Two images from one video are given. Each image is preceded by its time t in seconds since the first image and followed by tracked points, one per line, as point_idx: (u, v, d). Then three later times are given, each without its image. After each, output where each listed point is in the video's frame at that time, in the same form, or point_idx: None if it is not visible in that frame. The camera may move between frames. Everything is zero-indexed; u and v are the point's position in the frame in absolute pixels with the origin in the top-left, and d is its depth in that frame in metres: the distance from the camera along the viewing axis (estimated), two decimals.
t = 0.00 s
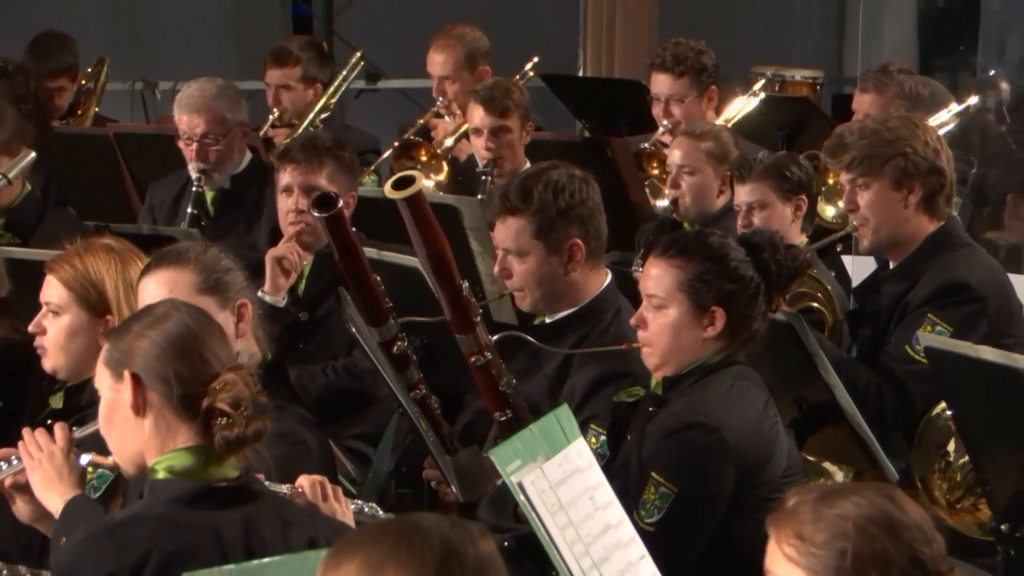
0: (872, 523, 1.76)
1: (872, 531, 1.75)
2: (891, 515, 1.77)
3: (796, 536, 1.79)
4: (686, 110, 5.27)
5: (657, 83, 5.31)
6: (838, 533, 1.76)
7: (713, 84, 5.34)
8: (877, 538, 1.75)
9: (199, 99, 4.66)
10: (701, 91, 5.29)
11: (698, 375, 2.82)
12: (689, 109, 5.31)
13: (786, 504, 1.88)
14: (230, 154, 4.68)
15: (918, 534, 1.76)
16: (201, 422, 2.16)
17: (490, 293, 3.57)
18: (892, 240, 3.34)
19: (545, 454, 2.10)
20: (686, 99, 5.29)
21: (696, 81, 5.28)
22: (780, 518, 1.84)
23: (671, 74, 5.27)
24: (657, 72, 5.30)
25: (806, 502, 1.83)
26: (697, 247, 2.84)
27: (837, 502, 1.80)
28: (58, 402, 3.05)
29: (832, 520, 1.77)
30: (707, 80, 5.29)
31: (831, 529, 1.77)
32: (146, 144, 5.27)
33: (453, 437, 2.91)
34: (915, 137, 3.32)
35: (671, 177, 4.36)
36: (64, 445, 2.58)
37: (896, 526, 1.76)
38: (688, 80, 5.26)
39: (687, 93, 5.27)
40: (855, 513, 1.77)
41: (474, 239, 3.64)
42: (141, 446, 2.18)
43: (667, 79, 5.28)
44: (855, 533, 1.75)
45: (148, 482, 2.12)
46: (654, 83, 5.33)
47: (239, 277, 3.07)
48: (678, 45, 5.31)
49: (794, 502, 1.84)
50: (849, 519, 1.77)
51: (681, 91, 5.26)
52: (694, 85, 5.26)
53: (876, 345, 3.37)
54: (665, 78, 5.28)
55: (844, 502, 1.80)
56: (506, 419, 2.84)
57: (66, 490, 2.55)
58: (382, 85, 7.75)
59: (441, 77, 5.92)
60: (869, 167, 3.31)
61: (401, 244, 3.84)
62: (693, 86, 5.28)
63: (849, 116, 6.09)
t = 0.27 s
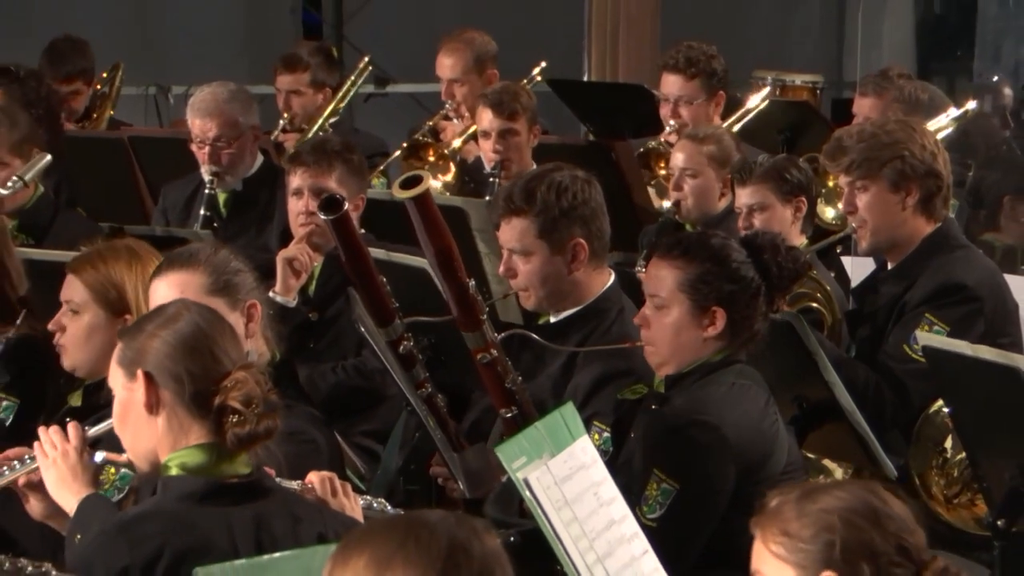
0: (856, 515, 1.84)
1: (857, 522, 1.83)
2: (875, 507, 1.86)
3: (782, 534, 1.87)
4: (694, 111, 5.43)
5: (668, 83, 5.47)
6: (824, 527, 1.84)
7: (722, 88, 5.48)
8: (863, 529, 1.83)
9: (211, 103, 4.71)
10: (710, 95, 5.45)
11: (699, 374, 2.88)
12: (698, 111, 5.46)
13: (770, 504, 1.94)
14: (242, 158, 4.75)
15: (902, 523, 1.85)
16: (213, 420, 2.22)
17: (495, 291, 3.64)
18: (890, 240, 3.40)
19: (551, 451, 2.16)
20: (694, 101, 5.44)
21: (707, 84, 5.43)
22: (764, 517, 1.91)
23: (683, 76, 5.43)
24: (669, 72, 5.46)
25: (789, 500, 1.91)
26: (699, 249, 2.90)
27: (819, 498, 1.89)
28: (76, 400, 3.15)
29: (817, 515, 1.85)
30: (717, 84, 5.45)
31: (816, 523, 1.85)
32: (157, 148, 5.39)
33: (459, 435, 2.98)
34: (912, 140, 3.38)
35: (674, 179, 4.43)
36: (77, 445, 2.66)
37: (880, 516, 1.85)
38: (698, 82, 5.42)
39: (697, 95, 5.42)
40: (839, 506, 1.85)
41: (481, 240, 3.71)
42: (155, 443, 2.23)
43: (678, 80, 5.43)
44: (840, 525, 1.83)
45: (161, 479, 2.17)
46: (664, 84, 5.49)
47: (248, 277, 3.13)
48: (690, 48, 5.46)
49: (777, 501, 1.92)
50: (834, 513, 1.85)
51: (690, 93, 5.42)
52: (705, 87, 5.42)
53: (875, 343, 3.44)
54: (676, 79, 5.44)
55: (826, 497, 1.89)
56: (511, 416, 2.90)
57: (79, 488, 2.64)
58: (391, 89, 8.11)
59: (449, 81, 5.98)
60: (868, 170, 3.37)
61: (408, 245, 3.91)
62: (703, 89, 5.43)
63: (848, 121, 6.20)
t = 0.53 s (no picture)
0: (850, 508, 2.00)
1: (851, 515, 1.99)
2: (867, 502, 2.02)
3: (776, 530, 2.02)
4: (699, 116, 5.48)
5: (674, 88, 5.51)
6: (817, 521, 1.99)
7: (728, 94, 5.54)
8: (856, 522, 2.00)
9: (223, 106, 4.81)
10: (716, 101, 5.51)
11: (702, 372, 2.95)
12: (703, 116, 5.51)
13: (764, 504, 2.09)
14: (253, 160, 4.84)
15: (892, 517, 2.02)
16: (222, 417, 2.27)
17: (500, 288, 3.71)
18: (887, 242, 3.46)
19: (556, 448, 2.23)
20: (701, 106, 5.50)
21: (713, 90, 5.49)
22: (759, 517, 2.06)
23: (689, 81, 5.48)
24: (675, 77, 5.50)
25: (783, 499, 2.05)
26: (701, 250, 2.96)
27: (813, 495, 2.03)
28: (91, 401, 3.21)
29: (811, 509, 2.00)
30: (722, 90, 5.51)
31: (810, 518, 2.00)
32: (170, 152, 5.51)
33: (465, 431, 3.04)
34: (911, 144, 3.44)
35: (676, 182, 4.50)
36: (91, 447, 2.73)
37: (873, 510, 2.01)
38: (705, 88, 5.47)
39: (703, 101, 5.48)
40: (832, 500, 2.01)
41: (487, 241, 3.78)
42: (166, 442, 2.28)
43: (685, 85, 5.48)
44: (834, 518, 1.99)
45: (173, 476, 2.22)
46: (671, 89, 5.53)
47: (256, 278, 3.19)
48: (698, 54, 5.51)
49: (770, 502, 2.07)
50: (828, 508, 2.00)
51: (697, 98, 5.47)
52: (711, 93, 5.48)
53: (873, 342, 3.51)
54: (683, 85, 5.48)
55: (821, 493, 2.04)
56: (519, 417, 2.97)
57: (94, 491, 2.71)
58: (398, 93, 8.42)
59: (456, 86, 6.05)
60: (866, 172, 3.43)
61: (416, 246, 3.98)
62: (709, 95, 5.48)
63: (847, 125, 6.28)
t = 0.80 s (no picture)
0: (854, 503, 2.12)
1: (856, 510, 2.11)
2: (872, 497, 2.14)
3: (784, 522, 2.14)
4: (701, 120, 5.55)
5: (676, 94, 5.58)
6: (823, 514, 2.11)
7: (729, 99, 5.61)
8: (861, 516, 2.11)
9: (235, 110, 4.92)
10: (717, 107, 5.57)
11: (703, 370, 3.03)
12: (705, 120, 5.58)
13: (771, 498, 2.22)
14: (265, 162, 4.96)
15: (898, 514, 2.13)
16: (234, 415, 2.34)
17: (505, 289, 3.79)
18: (884, 244, 3.55)
19: (560, 445, 2.30)
20: (703, 112, 5.56)
21: (714, 95, 5.55)
22: (768, 509, 2.18)
23: (691, 87, 5.55)
24: (678, 83, 5.57)
25: (790, 492, 2.18)
26: (701, 251, 3.04)
27: (820, 490, 2.15)
28: (107, 401, 3.29)
29: (817, 503, 2.12)
30: (723, 96, 5.58)
31: (815, 512, 2.11)
32: (184, 154, 5.61)
33: (472, 428, 3.12)
34: (908, 148, 3.52)
35: (679, 184, 4.59)
36: (107, 444, 2.86)
37: (878, 505, 2.12)
38: (707, 94, 5.54)
39: (705, 107, 5.54)
40: (837, 495, 2.13)
41: (493, 242, 3.86)
42: (179, 439, 2.36)
43: (687, 91, 5.55)
44: (840, 512, 2.10)
45: (187, 472, 2.29)
46: (674, 95, 5.60)
47: (266, 279, 3.27)
48: (700, 61, 5.58)
49: (779, 494, 2.19)
50: (833, 502, 2.12)
51: (699, 103, 5.55)
52: (712, 99, 5.55)
53: (870, 342, 3.60)
54: (685, 90, 5.56)
55: (826, 488, 2.16)
56: (524, 416, 3.04)
57: (112, 486, 2.83)
58: (405, 97, 8.67)
59: (462, 93, 6.15)
60: (863, 175, 3.52)
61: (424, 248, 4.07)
62: (710, 101, 5.55)
63: (845, 129, 6.38)
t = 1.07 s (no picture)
0: (859, 493, 2.28)
1: (860, 500, 2.27)
2: (877, 490, 2.30)
3: (791, 513, 2.30)
4: (703, 124, 5.63)
5: (680, 98, 5.67)
6: (829, 504, 2.26)
7: (730, 104, 5.68)
8: (866, 506, 2.27)
9: (249, 115, 5.05)
10: (718, 111, 5.66)
11: (705, 367, 3.11)
12: (707, 125, 5.66)
13: (779, 491, 2.37)
14: (277, 166, 5.09)
15: (901, 505, 2.29)
16: (246, 412, 2.39)
17: (512, 289, 3.89)
18: (881, 245, 3.67)
19: (564, 442, 2.40)
20: (704, 116, 5.64)
21: (716, 100, 5.63)
22: (776, 501, 2.34)
23: (694, 91, 5.63)
24: (680, 87, 5.66)
25: (796, 485, 2.33)
26: (701, 252, 3.13)
27: (827, 482, 2.31)
28: (124, 398, 3.36)
29: (824, 494, 2.27)
30: (724, 101, 5.66)
31: (822, 502, 2.27)
32: (198, 159, 5.76)
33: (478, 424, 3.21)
34: (903, 152, 3.61)
35: (681, 187, 4.69)
36: (123, 440, 2.95)
37: (881, 497, 2.28)
38: (709, 98, 5.63)
39: (707, 111, 5.62)
40: (843, 486, 2.29)
41: (500, 243, 3.96)
42: (193, 434, 2.41)
43: (689, 95, 5.64)
44: (845, 502, 2.26)
45: (200, 467, 2.34)
46: (676, 98, 5.69)
47: (278, 280, 3.36)
48: (703, 66, 5.67)
49: (786, 487, 2.35)
50: (839, 493, 2.27)
51: (701, 108, 5.63)
52: (715, 102, 5.63)
53: (867, 340, 3.70)
54: (688, 94, 5.64)
55: (832, 480, 2.31)
56: (529, 414, 3.12)
57: (125, 481, 2.92)
58: (416, 103, 8.79)
59: (468, 100, 6.25)
60: (860, 179, 3.61)
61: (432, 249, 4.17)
62: (713, 105, 5.64)
63: (842, 133, 6.49)
